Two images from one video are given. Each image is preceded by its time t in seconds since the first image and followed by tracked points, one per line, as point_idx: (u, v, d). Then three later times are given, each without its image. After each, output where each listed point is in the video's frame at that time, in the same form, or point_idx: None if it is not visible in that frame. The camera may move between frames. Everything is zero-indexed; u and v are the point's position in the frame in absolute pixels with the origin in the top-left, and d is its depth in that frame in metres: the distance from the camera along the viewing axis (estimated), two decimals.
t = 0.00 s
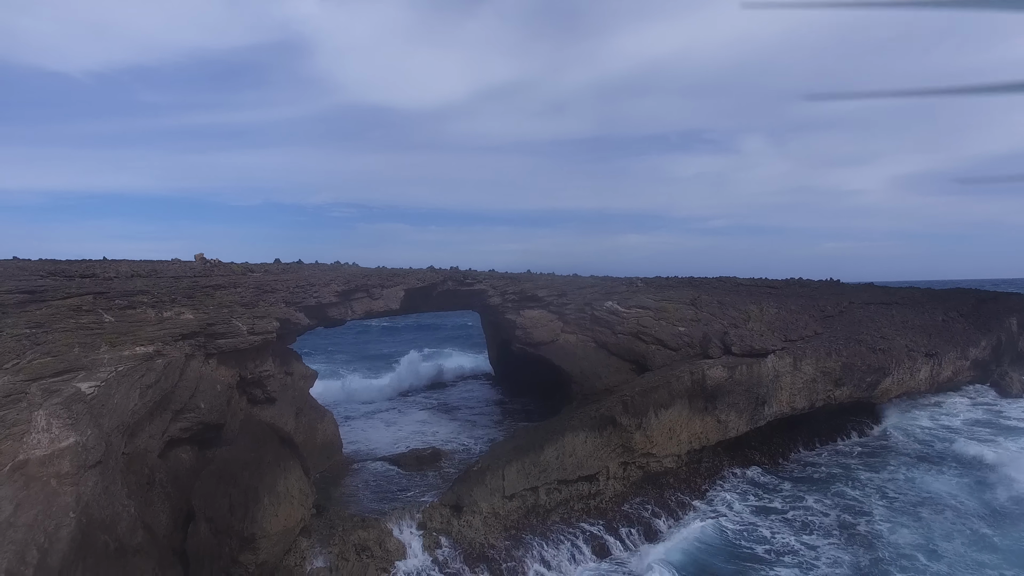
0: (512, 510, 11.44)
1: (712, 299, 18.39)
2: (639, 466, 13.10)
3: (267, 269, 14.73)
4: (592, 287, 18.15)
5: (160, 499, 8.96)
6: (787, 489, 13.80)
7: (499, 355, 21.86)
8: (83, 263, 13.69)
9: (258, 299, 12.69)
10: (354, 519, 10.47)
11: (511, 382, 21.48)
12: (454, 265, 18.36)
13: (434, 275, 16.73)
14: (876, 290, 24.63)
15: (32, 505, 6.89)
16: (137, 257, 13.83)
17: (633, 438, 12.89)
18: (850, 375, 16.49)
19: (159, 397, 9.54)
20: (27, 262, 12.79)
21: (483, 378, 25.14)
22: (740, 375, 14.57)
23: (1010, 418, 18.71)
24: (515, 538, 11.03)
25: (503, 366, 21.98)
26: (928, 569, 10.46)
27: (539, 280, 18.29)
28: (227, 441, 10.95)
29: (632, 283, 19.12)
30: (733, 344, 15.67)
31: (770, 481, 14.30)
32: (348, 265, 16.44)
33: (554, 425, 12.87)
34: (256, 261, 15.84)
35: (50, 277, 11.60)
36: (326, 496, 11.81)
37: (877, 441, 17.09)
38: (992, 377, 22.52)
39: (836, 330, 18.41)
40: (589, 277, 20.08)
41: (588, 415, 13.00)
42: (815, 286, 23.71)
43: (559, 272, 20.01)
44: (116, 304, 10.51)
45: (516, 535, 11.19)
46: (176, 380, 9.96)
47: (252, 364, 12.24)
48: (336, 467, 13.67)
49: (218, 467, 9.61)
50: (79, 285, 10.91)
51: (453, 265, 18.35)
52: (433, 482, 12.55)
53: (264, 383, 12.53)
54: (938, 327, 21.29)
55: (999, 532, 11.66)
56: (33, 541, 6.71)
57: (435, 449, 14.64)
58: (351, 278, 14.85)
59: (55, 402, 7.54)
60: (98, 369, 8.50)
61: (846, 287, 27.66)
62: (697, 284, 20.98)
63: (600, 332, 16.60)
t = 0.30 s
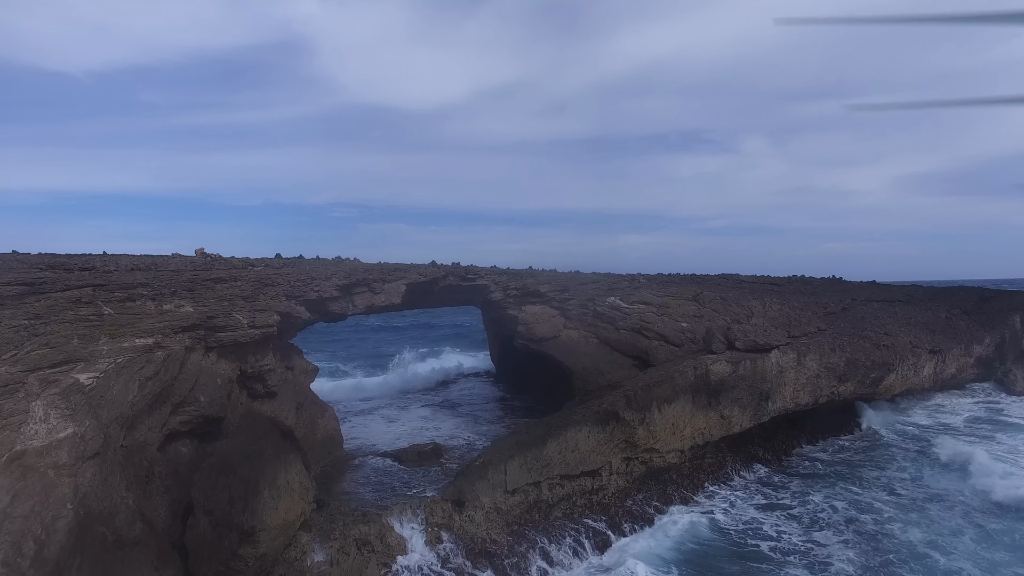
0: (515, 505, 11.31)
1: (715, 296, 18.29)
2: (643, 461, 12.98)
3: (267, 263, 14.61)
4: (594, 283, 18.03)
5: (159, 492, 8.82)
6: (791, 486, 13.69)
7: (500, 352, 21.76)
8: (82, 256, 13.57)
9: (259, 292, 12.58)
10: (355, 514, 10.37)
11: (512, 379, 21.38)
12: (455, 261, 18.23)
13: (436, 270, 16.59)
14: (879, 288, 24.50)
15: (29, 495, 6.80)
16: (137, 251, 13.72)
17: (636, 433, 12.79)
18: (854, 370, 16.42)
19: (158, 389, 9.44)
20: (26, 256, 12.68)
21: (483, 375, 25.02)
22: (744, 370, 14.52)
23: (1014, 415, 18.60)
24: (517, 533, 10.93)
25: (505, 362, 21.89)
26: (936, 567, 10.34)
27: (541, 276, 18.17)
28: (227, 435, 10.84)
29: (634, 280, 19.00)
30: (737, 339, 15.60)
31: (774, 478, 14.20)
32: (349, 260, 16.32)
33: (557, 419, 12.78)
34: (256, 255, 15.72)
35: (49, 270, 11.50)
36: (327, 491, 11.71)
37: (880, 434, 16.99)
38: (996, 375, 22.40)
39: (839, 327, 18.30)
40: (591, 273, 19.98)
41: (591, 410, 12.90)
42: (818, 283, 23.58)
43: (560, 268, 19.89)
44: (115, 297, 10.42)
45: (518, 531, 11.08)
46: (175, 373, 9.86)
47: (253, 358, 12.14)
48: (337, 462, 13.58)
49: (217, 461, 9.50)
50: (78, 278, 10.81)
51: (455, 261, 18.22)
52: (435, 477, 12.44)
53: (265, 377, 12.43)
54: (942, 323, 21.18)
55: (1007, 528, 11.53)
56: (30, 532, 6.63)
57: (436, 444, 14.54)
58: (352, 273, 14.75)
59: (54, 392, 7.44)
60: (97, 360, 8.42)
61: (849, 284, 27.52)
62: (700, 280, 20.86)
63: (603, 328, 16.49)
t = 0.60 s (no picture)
0: (515, 505, 11.21)
1: (717, 294, 18.16)
2: (644, 461, 12.87)
3: (266, 261, 14.51)
4: (595, 281, 17.90)
5: (155, 491, 8.70)
6: (795, 487, 13.56)
7: (501, 351, 21.67)
8: (80, 254, 13.47)
9: (257, 290, 12.47)
10: (353, 513, 10.27)
11: (513, 379, 21.29)
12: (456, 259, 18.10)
13: (436, 268, 16.46)
14: (882, 287, 24.35)
15: (22, 494, 6.70)
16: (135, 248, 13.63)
17: (638, 432, 12.68)
18: (857, 369, 16.33)
19: (154, 388, 9.34)
20: (23, 252, 12.58)
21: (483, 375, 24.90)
22: (746, 369, 14.42)
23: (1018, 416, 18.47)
24: (518, 533, 10.83)
25: (505, 361, 21.76)
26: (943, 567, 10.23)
27: (542, 275, 18.04)
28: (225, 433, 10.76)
29: (635, 278, 18.87)
30: (739, 338, 15.49)
31: (777, 478, 14.08)
32: (348, 258, 16.20)
33: (558, 418, 12.67)
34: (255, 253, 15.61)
35: (46, 268, 11.40)
36: (325, 491, 11.60)
37: (882, 433, 16.88)
38: (999, 375, 22.24)
39: (842, 326, 18.18)
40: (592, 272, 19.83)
41: (592, 409, 12.80)
42: (820, 283, 23.44)
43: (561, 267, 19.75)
44: (112, 294, 10.34)
45: (518, 530, 10.97)
46: (172, 371, 9.76)
47: (251, 356, 12.04)
48: (335, 462, 13.50)
49: (214, 459, 9.32)
50: (76, 275, 10.72)
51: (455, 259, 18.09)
52: (435, 477, 12.33)
53: (263, 375, 12.33)
54: (945, 323, 21.04)
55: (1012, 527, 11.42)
56: (22, 532, 6.53)
57: (436, 444, 14.44)
58: (352, 271, 14.63)
59: (48, 390, 7.35)
60: (92, 357, 8.32)
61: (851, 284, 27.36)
62: (701, 279, 20.70)
63: (604, 327, 16.37)
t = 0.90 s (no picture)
0: (515, 508, 11.13)
1: (718, 295, 18.05)
2: (645, 463, 12.78)
3: (264, 261, 14.41)
4: (596, 282, 17.78)
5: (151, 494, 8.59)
6: (797, 490, 13.46)
7: (501, 351, 21.57)
8: (77, 254, 13.40)
9: (255, 291, 12.39)
10: (351, 516, 10.20)
11: (513, 380, 21.20)
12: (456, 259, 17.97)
13: (436, 269, 16.34)
14: (884, 287, 24.21)
15: (14, 498, 6.61)
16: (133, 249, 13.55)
17: (638, 434, 12.57)
18: (860, 370, 16.24)
19: (150, 389, 9.26)
20: (20, 253, 12.51)
21: (483, 376, 24.81)
22: (748, 370, 14.31)
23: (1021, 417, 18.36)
24: (517, 536, 10.73)
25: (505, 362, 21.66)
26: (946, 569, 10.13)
27: (542, 275, 17.91)
28: (222, 435, 10.65)
29: (636, 279, 18.76)
30: (741, 339, 15.39)
31: (780, 481, 13.97)
32: (347, 258, 16.09)
33: (558, 420, 12.58)
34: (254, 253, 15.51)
35: (42, 268, 11.32)
36: (323, 493, 11.51)
37: (882, 434, 16.82)
38: (1002, 376, 22.11)
39: (844, 326, 18.07)
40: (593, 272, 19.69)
41: (592, 410, 12.70)
42: (822, 283, 23.30)
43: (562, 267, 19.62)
44: (108, 295, 10.27)
45: (518, 533, 10.87)
46: (169, 372, 9.67)
47: (249, 357, 11.95)
48: (334, 464, 13.43)
49: (210, 461, 9.31)
50: (72, 275, 10.65)
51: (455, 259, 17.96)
52: (434, 479, 12.24)
53: (261, 377, 12.24)
54: (948, 323, 20.91)
55: (1013, 524, 11.30)
56: (13, 537, 6.45)
57: (436, 445, 14.35)
58: (351, 271, 14.53)
59: (41, 392, 7.24)
60: (87, 359, 8.23)
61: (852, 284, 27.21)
62: (702, 280, 20.56)
63: (605, 328, 16.27)
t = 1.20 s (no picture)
0: (513, 510, 11.08)
1: (718, 295, 17.93)
2: (644, 465, 12.70)
3: (262, 262, 14.32)
4: (596, 282, 17.67)
5: (145, 497, 8.51)
6: (799, 492, 13.35)
7: (501, 352, 21.49)
8: (73, 255, 13.32)
9: (253, 292, 12.31)
10: (349, 518, 10.13)
11: (513, 380, 21.13)
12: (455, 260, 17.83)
13: (435, 269, 16.23)
14: (884, 288, 24.10)
15: (5, 503, 6.51)
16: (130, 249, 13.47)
17: (638, 436, 12.49)
18: (861, 371, 16.19)
19: (146, 391, 9.18)
20: (17, 253, 12.44)
21: (482, 376, 24.72)
22: (748, 371, 14.21)
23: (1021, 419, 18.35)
24: (516, 538, 10.70)
25: (505, 362, 21.57)
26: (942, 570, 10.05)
27: (542, 275, 17.79)
28: (219, 437, 10.57)
29: (636, 279, 18.64)
30: (741, 340, 15.32)
31: (781, 482, 13.88)
32: (345, 259, 15.98)
33: (557, 421, 12.49)
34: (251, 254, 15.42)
35: (37, 269, 11.23)
36: (321, 495, 11.46)
37: (883, 435, 16.73)
38: (1004, 377, 22.06)
39: (845, 327, 17.97)
40: (593, 273, 19.58)
41: (592, 412, 12.61)
42: (823, 283, 23.18)
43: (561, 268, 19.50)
44: (104, 296, 10.21)
45: (517, 534, 10.85)
46: (164, 374, 9.59)
47: (246, 359, 11.86)
48: (333, 466, 13.38)
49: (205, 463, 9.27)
50: (67, 276, 10.57)
51: (454, 260, 17.82)
52: (433, 481, 12.16)
53: (259, 378, 12.16)
54: (949, 324, 20.83)
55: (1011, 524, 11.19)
56: (4, 542, 6.36)
57: (434, 447, 14.28)
58: (349, 272, 14.43)
59: (33, 394, 7.13)
60: (81, 361, 8.16)
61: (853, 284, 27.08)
62: (703, 280, 20.45)
63: (605, 329, 16.17)
